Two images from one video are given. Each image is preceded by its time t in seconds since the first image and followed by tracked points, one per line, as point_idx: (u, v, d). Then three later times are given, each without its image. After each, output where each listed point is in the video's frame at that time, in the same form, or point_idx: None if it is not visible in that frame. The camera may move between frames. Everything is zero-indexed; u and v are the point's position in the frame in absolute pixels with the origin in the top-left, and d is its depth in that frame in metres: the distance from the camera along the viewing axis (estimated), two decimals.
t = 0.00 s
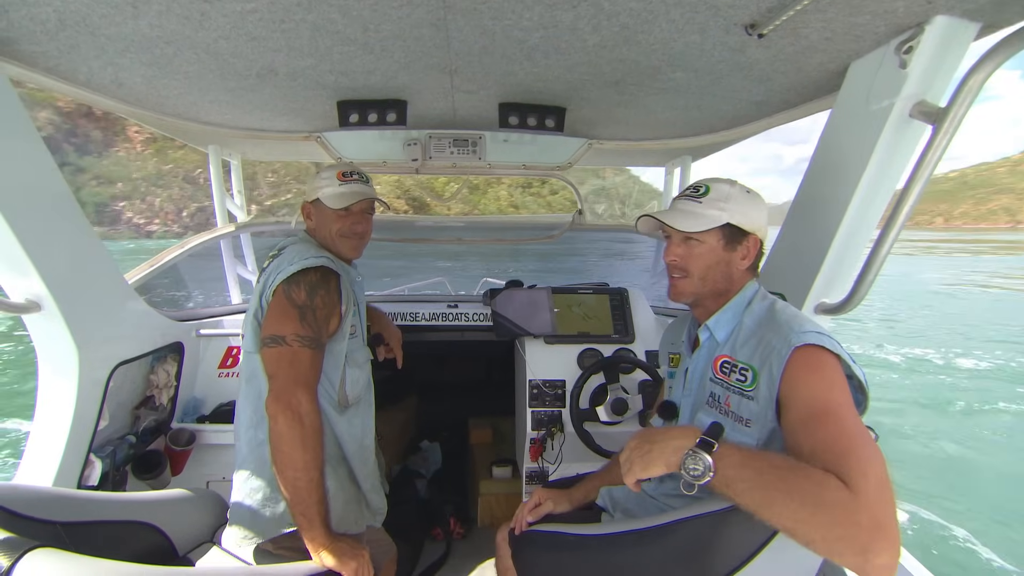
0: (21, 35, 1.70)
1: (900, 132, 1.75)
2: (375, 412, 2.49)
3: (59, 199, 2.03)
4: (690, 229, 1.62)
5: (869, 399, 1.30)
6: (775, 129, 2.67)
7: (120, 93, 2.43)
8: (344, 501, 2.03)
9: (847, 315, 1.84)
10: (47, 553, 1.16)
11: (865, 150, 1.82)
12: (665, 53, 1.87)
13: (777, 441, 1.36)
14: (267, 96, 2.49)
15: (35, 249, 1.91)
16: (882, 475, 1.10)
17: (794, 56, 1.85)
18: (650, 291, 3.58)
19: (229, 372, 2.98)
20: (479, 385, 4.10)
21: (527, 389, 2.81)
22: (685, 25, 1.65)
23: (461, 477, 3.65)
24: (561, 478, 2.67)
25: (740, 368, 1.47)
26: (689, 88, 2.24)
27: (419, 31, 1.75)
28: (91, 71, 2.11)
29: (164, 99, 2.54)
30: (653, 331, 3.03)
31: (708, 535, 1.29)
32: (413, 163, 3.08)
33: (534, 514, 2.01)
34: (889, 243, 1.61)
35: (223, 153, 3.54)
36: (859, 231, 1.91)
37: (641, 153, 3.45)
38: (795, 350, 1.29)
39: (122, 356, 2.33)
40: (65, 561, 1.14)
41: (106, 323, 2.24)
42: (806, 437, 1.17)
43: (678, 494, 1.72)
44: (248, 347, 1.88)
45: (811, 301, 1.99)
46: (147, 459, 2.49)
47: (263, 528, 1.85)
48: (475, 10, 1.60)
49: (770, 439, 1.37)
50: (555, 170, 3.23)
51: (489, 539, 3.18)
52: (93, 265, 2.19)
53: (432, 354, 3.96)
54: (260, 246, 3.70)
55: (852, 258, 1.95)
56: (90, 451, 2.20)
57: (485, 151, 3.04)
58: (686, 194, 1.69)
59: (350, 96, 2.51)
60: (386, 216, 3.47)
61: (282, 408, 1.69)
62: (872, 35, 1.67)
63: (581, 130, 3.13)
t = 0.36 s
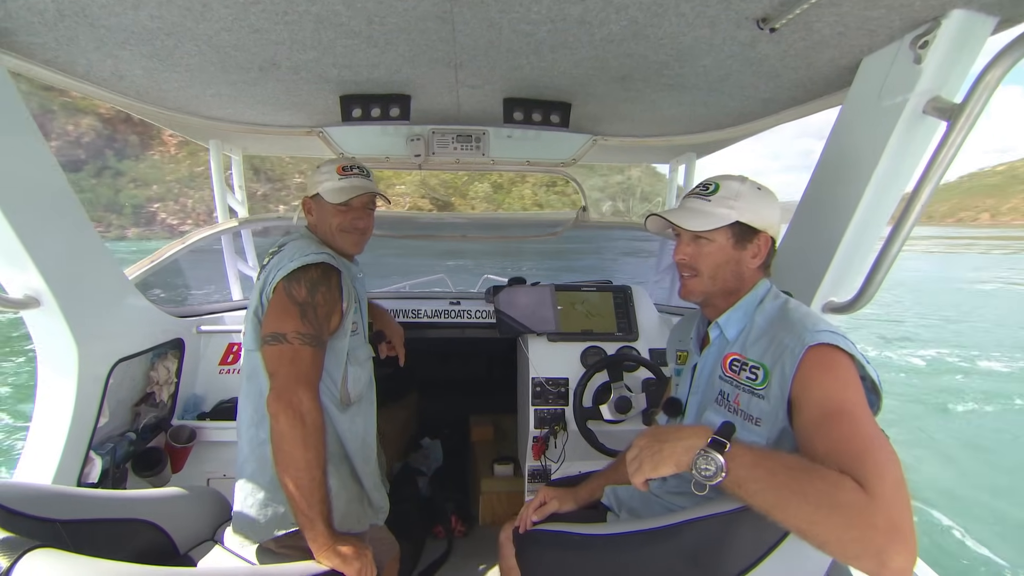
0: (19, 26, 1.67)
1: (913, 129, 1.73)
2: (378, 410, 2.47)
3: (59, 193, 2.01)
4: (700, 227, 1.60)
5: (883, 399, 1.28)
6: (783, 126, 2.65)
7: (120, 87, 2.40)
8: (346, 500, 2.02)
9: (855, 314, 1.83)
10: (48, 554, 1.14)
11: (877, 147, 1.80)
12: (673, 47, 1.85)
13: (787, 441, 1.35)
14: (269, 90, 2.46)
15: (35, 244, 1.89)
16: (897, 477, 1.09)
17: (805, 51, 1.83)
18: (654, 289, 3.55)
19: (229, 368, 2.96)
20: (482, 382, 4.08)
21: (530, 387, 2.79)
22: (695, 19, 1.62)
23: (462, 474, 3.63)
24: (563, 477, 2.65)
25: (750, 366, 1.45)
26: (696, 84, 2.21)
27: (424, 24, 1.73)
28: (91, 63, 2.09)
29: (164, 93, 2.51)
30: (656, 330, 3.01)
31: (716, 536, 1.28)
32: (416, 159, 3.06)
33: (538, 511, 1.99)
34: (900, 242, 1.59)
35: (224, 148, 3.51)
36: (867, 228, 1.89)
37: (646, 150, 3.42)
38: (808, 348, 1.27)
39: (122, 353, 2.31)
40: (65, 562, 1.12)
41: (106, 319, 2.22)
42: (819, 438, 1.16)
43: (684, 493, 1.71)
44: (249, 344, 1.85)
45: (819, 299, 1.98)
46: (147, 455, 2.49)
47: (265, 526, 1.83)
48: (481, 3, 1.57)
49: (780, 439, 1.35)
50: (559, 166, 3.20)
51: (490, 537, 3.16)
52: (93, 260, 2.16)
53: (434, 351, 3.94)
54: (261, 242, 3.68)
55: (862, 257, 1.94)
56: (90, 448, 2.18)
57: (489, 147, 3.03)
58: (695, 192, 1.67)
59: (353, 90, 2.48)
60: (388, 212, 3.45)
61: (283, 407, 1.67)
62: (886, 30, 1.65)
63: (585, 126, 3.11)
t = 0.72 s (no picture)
0: (6, 16, 1.65)
1: (914, 121, 1.71)
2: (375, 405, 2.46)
3: (52, 187, 1.99)
4: (700, 221, 1.58)
5: (883, 396, 1.27)
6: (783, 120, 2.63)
7: (113, 78, 2.38)
8: (341, 496, 2.01)
9: (855, 309, 1.81)
10: (38, 549, 1.12)
11: (878, 140, 1.78)
12: (672, 39, 1.82)
13: (786, 436, 1.33)
14: (264, 83, 2.44)
15: (28, 237, 1.88)
16: (897, 474, 1.08)
17: (805, 43, 1.80)
18: (653, 284, 3.52)
19: (227, 363, 2.95)
20: (481, 378, 4.06)
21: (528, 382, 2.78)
22: (694, 10, 1.60)
23: (461, 470, 3.62)
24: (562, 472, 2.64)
25: (749, 360, 1.43)
26: (695, 76, 2.19)
27: (420, 15, 1.70)
28: (82, 54, 2.06)
29: (158, 85, 2.49)
30: (655, 325, 2.99)
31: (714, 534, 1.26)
32: (413, 153, 3.04)
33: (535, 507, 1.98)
34: (901, 235, 1.57)
35: (220, 142, 3.48)
36: (867, 223, 1.88)
37: (646, 143, 3.40)
38: (809, 343, 1.26)
39: (117, 348, 2.30)
40: (55, 557, 1.11)
41: (100, 314, 2.20)
42: (820, 434, 1.14)
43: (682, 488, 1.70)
44: (244, 339, 1.84)
45: (818, 294, 1.97)
46: (144, 451, 2.49)
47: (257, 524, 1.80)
48: None
49: (778, 434, 1.34)
50: (558, 160, 3.18)
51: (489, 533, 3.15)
52: (87, 254, 2.15)
53: (432, 346, 3.93)
54: (258, 237, 3.65)
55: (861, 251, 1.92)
56: (85, 444, 2.17)
57: (486, 141, 3.00)
58: (696, 184, 1.65)
59: (349, 82, 2.45)
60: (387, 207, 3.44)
61: (278, 402, 1.65)
62: (888, 20, 1.63)
63: (584, 120, 3.08)
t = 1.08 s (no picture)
0: (15, 19, 1.67)
1: (916, 120, 1.71)
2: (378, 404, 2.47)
3: (60, 188, 2.02)
4: (713, 217, 1.59)
5: (880, 395, 1.28)
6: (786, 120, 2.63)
7: (119, 80, 2.40)
8: (344, 494, 2.02)
9: (856, 309, 1.81)
10: (45, 544, 1.14)
11: (881, 140, 1.78)
12: (674, 39, 1.83)
13: (784, 435, 1.34)
14: (268, 84, 2.46)
15: (36, 236, 1.90)
16: (895, 472, 1.08)
17: (807, 42, 1.80)
18: (657, 283, 3.52)
19: (232, 362, 2.97)
20: (485, 378, 4.08)
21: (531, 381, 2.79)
22: (695, 10, 1.61)
23: (464, 468, 3.63)
24: (564, 471, 2.64)
25: (747, 360, 1.44)
26: (697, 76, 2.19)
27: (422, 16, 1.72)
28: (89, 56, 2.08)
29: (164, 86, 2.51)
30: (659, 324, 3.00)
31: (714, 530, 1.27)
32: (417, 152, 3.05)
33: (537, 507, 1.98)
34: (904, 234, 1.57)
35: (225, 142, 3.52)
36: (868, 223, 1.88)
37: (649, 143, 3.40)
38: (807, 343, 1.27)
39: (124, 346, 2.32)
40: (62, 552, 1.13)
41: (107, 312, 2.23)
42: (818, 433, 1.15)
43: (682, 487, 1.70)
44: (249, 338, 1.85)
45: (819, 294, 1.97)
46: (150, 448, 2.51)
47: (261, 520, 1.82)
48: None
49: (776, 433, 1.35)
50: (561, 159, 3.19)
51: (492, 531, 3.16)
52: (95, 253, 2.17)
53: (436, 345, 3.94)
54: (264, 236, 3.68)
55: (864, 250, 1.92)
56: (93, 440, 2.20)
57: (490, 141, 3.01)
58: (699, 183, 1.64)
59: (352, 83, 2.47)
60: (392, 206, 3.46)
61: (282, 399, 1.66)
62: (890, 20, 1.63)
63: (587, 120, 3.09)
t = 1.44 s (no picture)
0: (19, 19, 1.69)
1: (919, 107, 1.70)
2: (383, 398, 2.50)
3: (67, 186, 2.04)
4: (701, 212, 1.59)
5: (874, 381, 1.30)
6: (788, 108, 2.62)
7: (123, 78, 2.42)
8: (352, 485, 2.05)
9: (859, 297, 1.82)
10: (61, 533, 1.17)
11: (883, 128, 1.77)
12: (673, 29, 1.83)
13: (781, 423, 1.37)
14: (270, 80, 2.47)
15: (42, 234, 1.92)
16: (890, 456, 1.10)
17: (807, 31, 1.80)
18: (659, 275, 3.51)
19: (237, 357, 3.00)
20: (489, 371, 4.10)
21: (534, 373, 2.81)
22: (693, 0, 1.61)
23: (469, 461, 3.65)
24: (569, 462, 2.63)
25: (741, 350, 1.47)
26: (697, 66, 2.19)
27: (421, 10, 1.72)
28: (91, 54, 2.10)
29: (166, 84, 2.53)
30: (661, 316, 3.00)
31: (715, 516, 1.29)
32: (418, 147, 3.06)
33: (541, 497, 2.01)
34: (906, 222, 1.57)
35: (228, 138, 3.54)
36: (872, 211, 1.88)
37: (650, 135, 3.40)
38: (799, 331, 1.29)
39: (131, 341, 2.35)
40: (76, 540, 1.16)
41: (114, 308, 2.25)
42: (813, 419, 1.17)
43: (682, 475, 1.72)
44: (258, 331, 1.88)
45: (823, 283, 1.97)
46: (159, 442, 2.54)
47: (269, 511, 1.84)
48: None
49: (772, 421, 1.38)
50: (563, 152, 3.20)
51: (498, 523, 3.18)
52: (101, 250, 2.20)
53: (440, 339, 3.96)
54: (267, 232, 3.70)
55: (867, 239, 1.92)
56: (103, 435, 2.23)
57: (491, 134, 3.02)
58: (686, 179, 1.65)
59: (353, 78, 2.48)
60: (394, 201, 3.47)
61: (292, 391, 1.68)
62: (890, 7, 1.62)
63: (588, 112, 3.09)
